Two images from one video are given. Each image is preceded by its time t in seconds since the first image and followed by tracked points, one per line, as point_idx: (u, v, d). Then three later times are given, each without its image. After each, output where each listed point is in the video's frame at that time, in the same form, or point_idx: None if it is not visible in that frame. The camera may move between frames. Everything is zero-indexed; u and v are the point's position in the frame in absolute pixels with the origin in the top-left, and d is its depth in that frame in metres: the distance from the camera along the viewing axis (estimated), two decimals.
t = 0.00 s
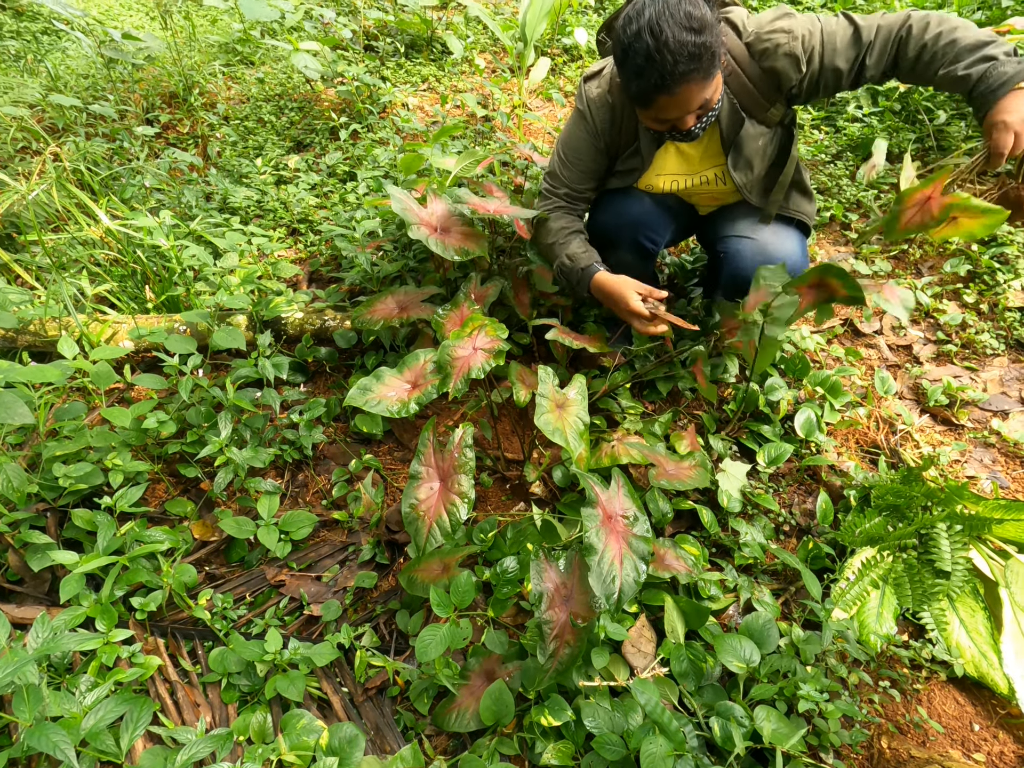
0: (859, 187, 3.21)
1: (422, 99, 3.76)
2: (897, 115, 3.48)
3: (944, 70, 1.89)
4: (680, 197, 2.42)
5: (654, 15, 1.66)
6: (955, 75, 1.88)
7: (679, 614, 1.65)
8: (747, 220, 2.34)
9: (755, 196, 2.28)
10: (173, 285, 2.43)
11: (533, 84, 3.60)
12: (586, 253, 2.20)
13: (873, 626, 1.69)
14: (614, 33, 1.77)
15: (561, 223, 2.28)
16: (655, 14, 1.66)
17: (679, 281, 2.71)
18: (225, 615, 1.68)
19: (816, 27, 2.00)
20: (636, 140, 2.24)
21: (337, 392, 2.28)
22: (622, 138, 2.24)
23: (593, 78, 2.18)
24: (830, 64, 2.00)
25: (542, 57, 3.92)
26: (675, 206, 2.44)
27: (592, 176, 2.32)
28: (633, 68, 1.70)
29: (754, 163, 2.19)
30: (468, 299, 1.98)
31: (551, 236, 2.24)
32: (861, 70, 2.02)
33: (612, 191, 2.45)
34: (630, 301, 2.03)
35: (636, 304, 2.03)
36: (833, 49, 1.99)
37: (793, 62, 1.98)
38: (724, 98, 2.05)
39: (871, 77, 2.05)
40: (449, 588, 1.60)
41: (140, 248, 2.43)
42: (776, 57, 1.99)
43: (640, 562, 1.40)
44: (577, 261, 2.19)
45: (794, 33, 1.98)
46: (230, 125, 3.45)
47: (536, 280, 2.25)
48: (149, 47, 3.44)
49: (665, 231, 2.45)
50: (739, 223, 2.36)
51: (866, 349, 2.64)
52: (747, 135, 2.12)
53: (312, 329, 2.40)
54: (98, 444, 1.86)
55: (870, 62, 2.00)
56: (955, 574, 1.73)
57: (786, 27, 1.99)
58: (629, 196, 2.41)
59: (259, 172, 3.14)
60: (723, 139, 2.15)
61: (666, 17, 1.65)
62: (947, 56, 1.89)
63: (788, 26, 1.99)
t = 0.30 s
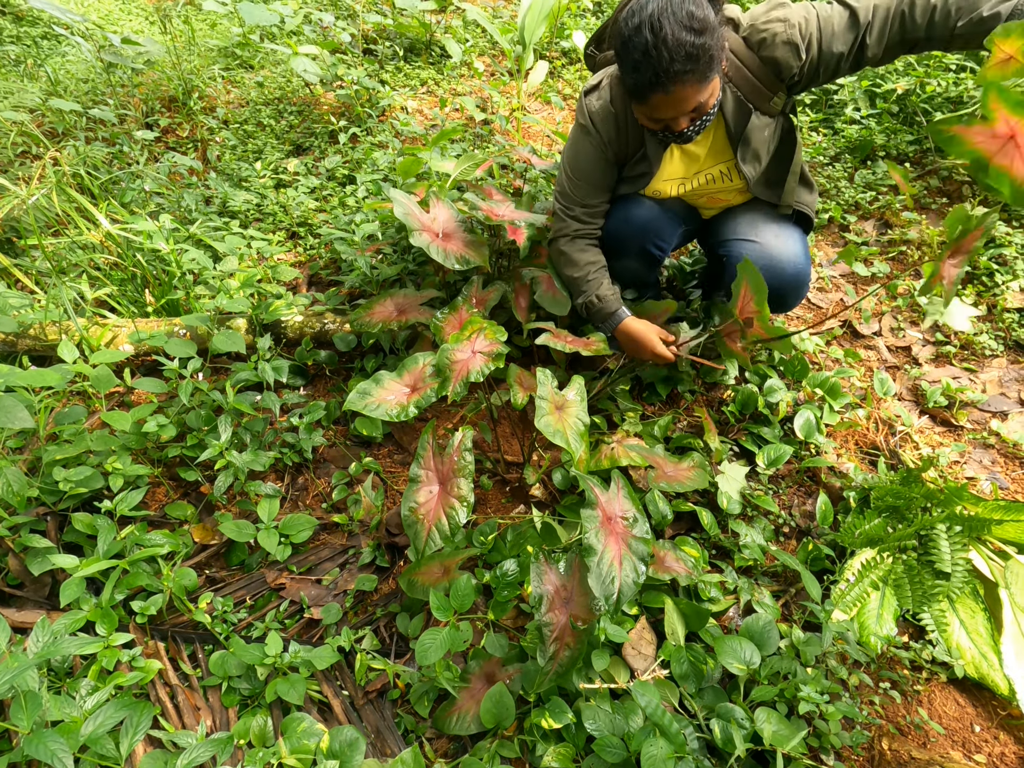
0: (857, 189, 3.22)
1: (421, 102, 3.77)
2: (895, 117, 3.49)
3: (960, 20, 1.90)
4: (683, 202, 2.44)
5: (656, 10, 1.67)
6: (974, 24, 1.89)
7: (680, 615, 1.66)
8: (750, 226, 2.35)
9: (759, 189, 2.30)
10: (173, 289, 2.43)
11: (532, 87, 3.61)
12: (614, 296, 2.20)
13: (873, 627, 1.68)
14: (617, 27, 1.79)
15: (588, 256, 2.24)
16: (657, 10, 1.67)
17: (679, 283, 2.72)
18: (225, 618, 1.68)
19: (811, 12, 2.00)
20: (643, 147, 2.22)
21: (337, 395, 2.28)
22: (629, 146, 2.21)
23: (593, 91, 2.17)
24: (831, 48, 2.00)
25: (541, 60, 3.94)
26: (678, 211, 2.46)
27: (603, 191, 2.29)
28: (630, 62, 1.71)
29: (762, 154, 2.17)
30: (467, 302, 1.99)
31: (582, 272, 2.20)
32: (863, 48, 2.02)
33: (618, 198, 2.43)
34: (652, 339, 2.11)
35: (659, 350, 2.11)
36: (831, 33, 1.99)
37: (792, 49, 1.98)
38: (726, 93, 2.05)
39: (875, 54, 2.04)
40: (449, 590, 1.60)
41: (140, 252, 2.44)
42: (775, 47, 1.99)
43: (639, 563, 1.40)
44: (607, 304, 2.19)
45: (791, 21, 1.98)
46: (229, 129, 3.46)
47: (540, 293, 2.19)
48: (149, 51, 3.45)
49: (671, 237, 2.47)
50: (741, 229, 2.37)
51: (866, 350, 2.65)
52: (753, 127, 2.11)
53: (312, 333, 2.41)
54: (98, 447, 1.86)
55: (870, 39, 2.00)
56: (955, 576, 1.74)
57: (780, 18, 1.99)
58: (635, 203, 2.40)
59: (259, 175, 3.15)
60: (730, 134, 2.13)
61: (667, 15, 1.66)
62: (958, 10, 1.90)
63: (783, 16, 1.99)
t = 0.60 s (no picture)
0: (861, 193, 3.22)
1: (426, 106, 3.78)
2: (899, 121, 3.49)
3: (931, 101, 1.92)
4: (684, 205, 2.43)
5: (668, 16, 1.67)
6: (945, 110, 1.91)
7: (683, 618, 1.65)
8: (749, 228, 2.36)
9: (759, 204, 2.32)
10: (178, 291, 2.45)
11: (536, 91, 3.63)
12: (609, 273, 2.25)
13: (877, 631, 1.68)
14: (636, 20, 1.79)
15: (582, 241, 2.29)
16: (669, 17, 1.67)
17: (682, 287, 2.71)
18: (228, 620, 1.69)
19: (829, 50, 2.03)
20: (644, 152, 2.23)
21: (340, 397, 2.29)
22: (629, 151, 2.23)
23: (601, 91, 2.17)
24: (832, 90, 2.03)
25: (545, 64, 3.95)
26: (679, 214, 2.45)
27: (598, 194, 2.32)
28: (631, 60, 1.72)
29: (762, 170, 2.20)
30: (471, 304, 1.99)
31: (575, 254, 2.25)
32: (861, 102, 2.05)
33: (617, 200, 2.43)
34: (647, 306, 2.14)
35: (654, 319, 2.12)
36: (840, 76, 2.03)
37: (802, 77, 2.00)
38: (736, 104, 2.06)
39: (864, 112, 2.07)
40: (452, 593, 1.60)
41: (146, 255, 2.45)
42: (788, 72, 2.00)
43: (642, 566, 1.40)
44: (602, 277, 2.24)
45: (808, 51, 2.00)
46: (235, 132, 3.48)
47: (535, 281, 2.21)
48: (156, 55, 3.48)
49: (671, 239, 2.45)
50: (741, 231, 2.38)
51: (869, 354, 2.65)
52: (756, 142, 2.14)
53: (316, 335, 2.41)
54: (103, 449, 1.87)
55: (868, 95, 2.04)
56: (958, 580, 1.73)
57: (800, 45, 2.00)
58: (635, 205, 2.40)
59: (264, 178, 3.17)
60: (733, 145, 2.15)
61: (677, 24, 1.66)
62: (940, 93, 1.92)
63: (803, 43, 2.00)
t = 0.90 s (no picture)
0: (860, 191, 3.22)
1: (425, 106, 3.78)
2: (898, 119, 3.49)
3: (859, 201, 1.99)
4: (678, 203, 2.43)
5: (658, 22, 1.67)
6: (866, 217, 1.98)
7: (682, 617, 1.65)
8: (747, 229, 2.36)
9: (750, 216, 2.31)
10: (177, 292, 2.45)
11: (534, 91, 3.63)
12: (557, 245, 2.36)
13: (876, 630, 1.69)
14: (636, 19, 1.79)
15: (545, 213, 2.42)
16: (659, 23, 1.67)
17: (681, 286, 2.71)
18: (228, 620, 1.69)
19: (821, 104, 2.02)
20: (630, 150, 2.27)
21: (340, 397, 2.29)
22: (616, 146, 2.27)
23: (596, 83, 2.21)
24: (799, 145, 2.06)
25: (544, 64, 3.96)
26: (672, 211, 2.46)
27: (582, 184, 2.40)
28: (620, 60, 1.74)
29: (747, 181, 2.21)
30: (469, 304, 1.99)
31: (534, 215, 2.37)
32: (818, 171, 2.10)
33: (608, 194, 2.46)
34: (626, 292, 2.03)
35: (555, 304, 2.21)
36: (813, 140, 2.05)
37: (780, 115, 1.99)
38: (722, 116, 2.06)
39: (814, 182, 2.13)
40: (451, 593, 1.60)
41: (145, 256, 2.45)
42: (770, 102, 2.00)
43: (641, 564, 1.40)
44: (546, 246, 2.36)
45: (797, 90, 1.99)
46: (234, 133, 3.48)
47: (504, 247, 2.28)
48: (154, 56, 3.47)
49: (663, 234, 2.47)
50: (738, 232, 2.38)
51: (869, 353, 2.64)
52: (742, 154, 2.16)
53: (315, 336, 2.41)
54: (102, 450, 1.87)
55: (825, 170, 2.08)
56: (958, 578, 1.74)
57: (794, 82, 1.99)
58: (627, 200, 2.43)
59: (263, 179, 3.17)
60: (718, 151, 2.16)
61: (668, 31, 1.66)
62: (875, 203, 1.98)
63: (797, 84, 1.99)
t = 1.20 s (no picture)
0: (858, 202, 3.24)
1: (425, 114, 3.81)
2: (896, 130, 3.52)
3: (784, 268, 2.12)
4: (670, 216, 2.45)
5: (630, 42, 1.71)
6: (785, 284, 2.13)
7: (680, 626, 1.65)
8: (742, 242, 2.40)
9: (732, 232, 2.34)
10: (177, 298, 2.45)
11: (535, 100, 3.65)
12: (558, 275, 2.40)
13: (874, 639, 1.69)
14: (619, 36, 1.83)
15: (548, 238, 2.44)
16: (631, 43, 1.72)
17: (680, 295, 2.72)
18: (225, 627, 1.68)
19: (793, 154, 2.05)
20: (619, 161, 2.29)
21: (339, 404, 2.30)
22: (606, 158, 2.29)
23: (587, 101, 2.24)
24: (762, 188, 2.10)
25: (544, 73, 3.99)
26: (664, 221, 2.46)
27: (577, 199, 2.41)
28: (595, 78, 1.79)
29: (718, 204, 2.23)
30: (469, 311, 2.00)
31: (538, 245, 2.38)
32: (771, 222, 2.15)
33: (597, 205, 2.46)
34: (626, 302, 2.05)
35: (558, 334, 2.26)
36: (776, 190, 2.08)
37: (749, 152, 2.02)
38: (701, 137, 2.08)
39: (761, 227, 2.21)
40: (449, 600, 1.59)
41: (145, 262, 2.46)
42: (743, 138, 2.02)
43: (639, 573, 1.40)
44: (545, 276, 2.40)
45: (772, 135, 2.01)
46: (235, 140, 3.50)
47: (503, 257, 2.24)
48: (158, 64, 3.50)
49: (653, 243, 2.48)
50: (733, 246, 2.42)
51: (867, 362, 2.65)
52: (721, 176, 2.18)
53: (314, 342, 2.42)
54: (101, 456, 1.86)
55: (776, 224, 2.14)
56: (955, 588, 1.75)
57: (772, 126, 2.00)
58: (617, 209, 2.42)
59: (264, 186, 3.18)
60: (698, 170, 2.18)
61: (639, 52, 1.70)
62: (799, 274, 2.11)
63: (774, 130, 2.00)
